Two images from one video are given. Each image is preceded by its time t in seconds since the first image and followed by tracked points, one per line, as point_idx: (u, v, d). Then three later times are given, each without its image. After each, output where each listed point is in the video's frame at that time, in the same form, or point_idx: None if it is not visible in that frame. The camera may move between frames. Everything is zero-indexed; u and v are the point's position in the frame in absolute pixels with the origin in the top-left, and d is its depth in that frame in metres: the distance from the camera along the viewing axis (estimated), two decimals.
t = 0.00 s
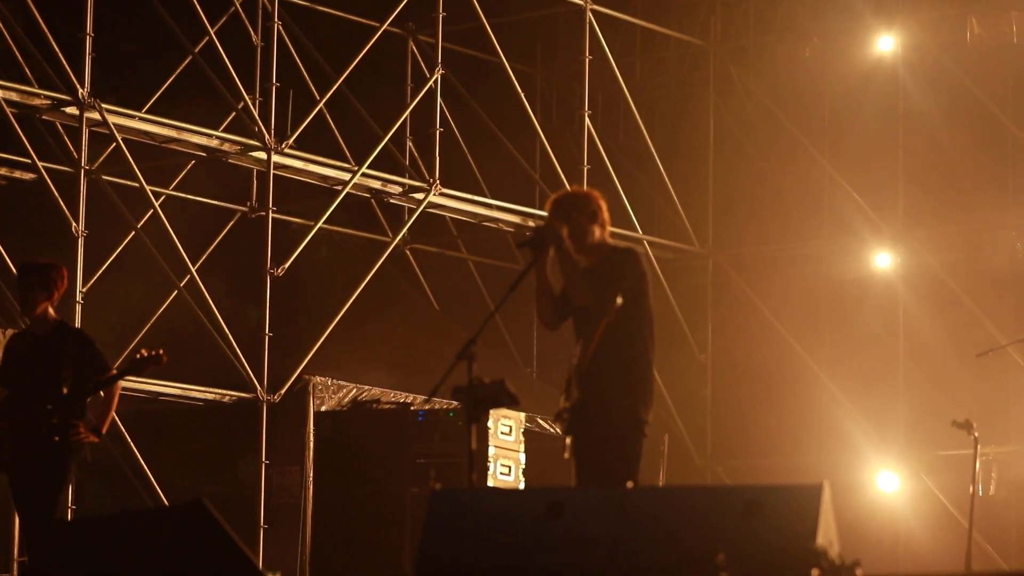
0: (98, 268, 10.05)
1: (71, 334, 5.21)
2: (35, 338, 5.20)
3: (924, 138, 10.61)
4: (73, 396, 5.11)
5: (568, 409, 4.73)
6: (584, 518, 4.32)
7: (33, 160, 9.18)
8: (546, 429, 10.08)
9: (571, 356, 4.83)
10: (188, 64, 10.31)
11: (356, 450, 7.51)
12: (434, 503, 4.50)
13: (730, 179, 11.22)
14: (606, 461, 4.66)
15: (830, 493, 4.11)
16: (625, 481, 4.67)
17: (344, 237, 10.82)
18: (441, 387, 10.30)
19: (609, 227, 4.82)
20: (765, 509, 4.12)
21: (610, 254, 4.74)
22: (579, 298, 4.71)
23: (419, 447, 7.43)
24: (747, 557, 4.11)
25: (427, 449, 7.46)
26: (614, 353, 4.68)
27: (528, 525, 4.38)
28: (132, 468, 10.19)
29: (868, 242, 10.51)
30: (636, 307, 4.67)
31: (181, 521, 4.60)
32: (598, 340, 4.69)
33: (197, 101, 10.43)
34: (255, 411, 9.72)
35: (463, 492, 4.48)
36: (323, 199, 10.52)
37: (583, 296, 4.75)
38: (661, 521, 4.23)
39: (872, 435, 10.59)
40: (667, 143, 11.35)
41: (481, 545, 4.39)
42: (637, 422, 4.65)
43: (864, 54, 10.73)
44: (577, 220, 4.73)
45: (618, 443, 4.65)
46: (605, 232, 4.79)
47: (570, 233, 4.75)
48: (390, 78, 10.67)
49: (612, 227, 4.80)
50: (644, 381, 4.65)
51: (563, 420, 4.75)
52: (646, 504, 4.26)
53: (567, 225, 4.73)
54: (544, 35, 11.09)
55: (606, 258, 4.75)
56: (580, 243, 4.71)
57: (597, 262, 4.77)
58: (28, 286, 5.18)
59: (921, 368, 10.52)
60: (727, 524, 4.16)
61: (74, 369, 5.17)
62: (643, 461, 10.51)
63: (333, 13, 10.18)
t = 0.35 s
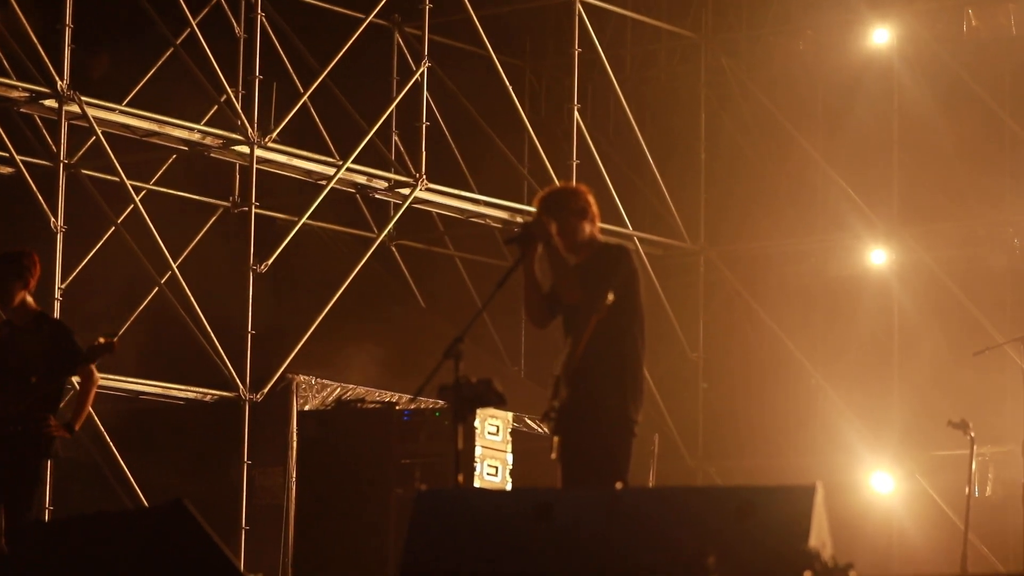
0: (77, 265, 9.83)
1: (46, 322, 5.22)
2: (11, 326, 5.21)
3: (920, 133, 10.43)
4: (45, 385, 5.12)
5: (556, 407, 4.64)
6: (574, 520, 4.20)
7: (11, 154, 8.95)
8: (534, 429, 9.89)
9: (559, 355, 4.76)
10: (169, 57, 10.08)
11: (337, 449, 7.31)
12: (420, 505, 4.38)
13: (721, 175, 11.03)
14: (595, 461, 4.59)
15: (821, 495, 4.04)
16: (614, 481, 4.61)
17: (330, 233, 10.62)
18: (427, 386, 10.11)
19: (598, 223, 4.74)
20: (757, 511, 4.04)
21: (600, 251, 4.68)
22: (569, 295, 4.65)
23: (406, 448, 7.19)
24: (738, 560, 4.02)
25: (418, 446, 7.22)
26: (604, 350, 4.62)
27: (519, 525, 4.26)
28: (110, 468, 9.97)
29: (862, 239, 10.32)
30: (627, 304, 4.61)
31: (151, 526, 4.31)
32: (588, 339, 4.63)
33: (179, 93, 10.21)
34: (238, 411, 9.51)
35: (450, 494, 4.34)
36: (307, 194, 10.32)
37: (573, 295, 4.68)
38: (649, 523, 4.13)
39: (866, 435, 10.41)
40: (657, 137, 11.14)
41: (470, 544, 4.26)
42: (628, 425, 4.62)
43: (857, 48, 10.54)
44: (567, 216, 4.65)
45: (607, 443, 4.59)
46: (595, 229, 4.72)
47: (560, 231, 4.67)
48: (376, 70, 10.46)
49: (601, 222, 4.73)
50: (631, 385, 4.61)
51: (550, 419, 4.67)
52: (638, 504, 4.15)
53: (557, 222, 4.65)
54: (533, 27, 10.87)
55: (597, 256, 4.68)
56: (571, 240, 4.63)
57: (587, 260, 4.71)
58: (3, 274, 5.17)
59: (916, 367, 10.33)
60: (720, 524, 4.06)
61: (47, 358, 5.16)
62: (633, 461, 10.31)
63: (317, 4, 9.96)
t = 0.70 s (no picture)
0: (55, 269, 9.48)
1: (18, 327, 5.39)
2: None
3: (925, 132, 10.15)
4: (15, 388, 5.26)
5: (554, 414, 4.74)
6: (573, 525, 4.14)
7: None
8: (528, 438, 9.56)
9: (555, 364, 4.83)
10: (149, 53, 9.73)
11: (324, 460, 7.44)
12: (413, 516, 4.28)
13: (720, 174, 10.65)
14: (596, 468, 4.67)
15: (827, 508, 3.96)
16: (610, 494, 4.66)
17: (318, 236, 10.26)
18: (415, 394, 9.76)
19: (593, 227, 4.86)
20: (760, 519, 3.96)
21: (596, 253, 4.78)
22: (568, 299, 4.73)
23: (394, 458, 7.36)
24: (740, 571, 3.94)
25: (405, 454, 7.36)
26: (602, 350, 4.71)
27: (515, 536, 4.16)
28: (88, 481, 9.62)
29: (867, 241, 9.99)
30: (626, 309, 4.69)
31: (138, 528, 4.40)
32: (587, 343, 4.70)
33: (159, 92, 9.86)
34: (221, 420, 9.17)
35: (440, 509, 4.25)
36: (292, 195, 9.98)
37: (571, 299, 4.77)
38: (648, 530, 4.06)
39: (871, 443, 10.04)
40: (653, 136, 10.79)
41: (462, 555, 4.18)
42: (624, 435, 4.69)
43: (862, 43, 10.20)
44: (563, 220, 4.77)
45: (607, 446, 4.65)
46: (590, 232, 4.83)
47: (556, 234, 4.79)
48: (362, 67, 10.12)
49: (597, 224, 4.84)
50: (627, 396, 4.68)
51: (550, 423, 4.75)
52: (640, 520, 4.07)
53: (554, 225, 4.77)
54: (525, 23, 10.54)
55: (594, 258, 4.78)
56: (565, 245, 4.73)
57: (584, 263, 4.80)
58: None
59: (922, 372, 10.01)
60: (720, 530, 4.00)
61: (19, 363, 5.33)
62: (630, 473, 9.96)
63: None
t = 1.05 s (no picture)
0: (35, 282, 9.13)
1: None
2: None
3: (938, 138, 9.75)
4: None
5: (550, 433, 4.37)
6: (579, 550, 3.69)
7: None
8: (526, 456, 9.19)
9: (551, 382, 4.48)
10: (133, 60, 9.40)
11: (314, 481, 7.04)
12: (404, 535, 3.89)
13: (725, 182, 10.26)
14: (595, 500, 4.29)
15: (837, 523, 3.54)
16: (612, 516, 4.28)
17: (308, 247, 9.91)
18: (408, 410, 9.39)
19: (593, 239, 4.60)
20: (768, 542, 3.54)
21: (599, 264, 4.50)
22: (569, 312, 4.37)
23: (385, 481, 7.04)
24: None
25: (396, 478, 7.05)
26: (601, 365, 4.38)
27: (514, 554, 3.76)
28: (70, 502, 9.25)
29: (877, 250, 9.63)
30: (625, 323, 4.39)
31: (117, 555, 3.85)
32: (585, 357, 4.37)
33: (144, 100, 9.52)
34: (208, 439, 8.82)
35: (434, 523, 3.87)
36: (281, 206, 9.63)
37: (571, 313, 4.39)
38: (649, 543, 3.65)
39: (881, 460, 9.67)
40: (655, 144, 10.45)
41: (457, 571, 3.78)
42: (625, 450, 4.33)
43: (871, 46, 9.86)
44: (563, 226, 4.51)
45: (606, 468, 4.30)
46: (590, 243, 4.57)
47: (555, 243, 4.51)
48: (354, 73, 9.78)
49: (597, 236, 4.59)
50: (630, 414, 4.35)
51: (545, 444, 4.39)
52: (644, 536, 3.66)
53: (553, 232, 4.50)
54: (523, 28, 10.20)
55: (596, 268, 4.49)
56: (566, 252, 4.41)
57: (587, 274, 4.53)
58: None
59: (935, 387, 9.62)
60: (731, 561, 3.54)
61: None
62: (632, 492, 9.64)
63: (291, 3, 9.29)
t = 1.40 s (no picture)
0: (20, 283, 8.95)
1: None
2: None
3: (938, 135, 9.59)
4: None
5: (543, 433, 4.29)
6: (570, 553, 3.77)
7: None
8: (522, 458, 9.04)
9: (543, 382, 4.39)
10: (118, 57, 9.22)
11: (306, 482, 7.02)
12: (398, 537, 3.98)
13: (721, 179, 10.07)
14: (590, 502, 4.20)
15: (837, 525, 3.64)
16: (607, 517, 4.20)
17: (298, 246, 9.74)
18: (400, 413, 9.23)
19: (589, 236, 4.54)
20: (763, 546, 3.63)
21: (593, 262, 4.43)
22: (559, 309, 4.29)
23: (376, 484, 6.90)
24: None
25: (388, 481, 6.89)
26: (594, 364, 4.29)
27: (509, 557, 3.83)
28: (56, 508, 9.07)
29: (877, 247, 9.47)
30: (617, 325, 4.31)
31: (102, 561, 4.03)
32: (579, 356, 4.28)
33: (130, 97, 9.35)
34: (196, 442, 8.64)
35: (429, 527, 3.96)
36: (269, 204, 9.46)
37: (564, 309, 4.32)
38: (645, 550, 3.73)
39: (882, 461, 9.51)
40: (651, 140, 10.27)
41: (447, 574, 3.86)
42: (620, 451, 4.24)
43: (870, 40, 9.69)
44: (558, 223, 4.45)
45: (602, 469, 4.20)
46: (586, 240, 4.51)
47: (549, 239, 4.46)
48: (344, 69, 9.61)
49: (593, 233, 4.54)
50: (624, 413, 4.25)
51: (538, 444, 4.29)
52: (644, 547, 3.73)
53: (548, 228, 4.45)
54: (516, 23, 10.03)
55: (590, 265, 4.43)
56: (559, 248, 4.36)
57: (581, 271, 4.47)
58: None
59: (937, 387, 9.46)
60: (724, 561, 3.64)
61: None
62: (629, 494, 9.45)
63: None
